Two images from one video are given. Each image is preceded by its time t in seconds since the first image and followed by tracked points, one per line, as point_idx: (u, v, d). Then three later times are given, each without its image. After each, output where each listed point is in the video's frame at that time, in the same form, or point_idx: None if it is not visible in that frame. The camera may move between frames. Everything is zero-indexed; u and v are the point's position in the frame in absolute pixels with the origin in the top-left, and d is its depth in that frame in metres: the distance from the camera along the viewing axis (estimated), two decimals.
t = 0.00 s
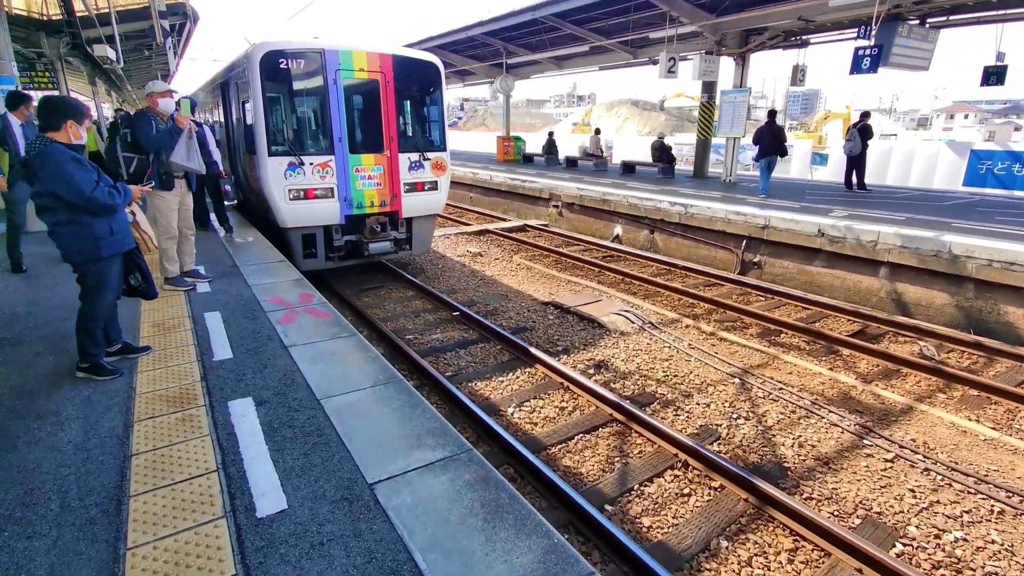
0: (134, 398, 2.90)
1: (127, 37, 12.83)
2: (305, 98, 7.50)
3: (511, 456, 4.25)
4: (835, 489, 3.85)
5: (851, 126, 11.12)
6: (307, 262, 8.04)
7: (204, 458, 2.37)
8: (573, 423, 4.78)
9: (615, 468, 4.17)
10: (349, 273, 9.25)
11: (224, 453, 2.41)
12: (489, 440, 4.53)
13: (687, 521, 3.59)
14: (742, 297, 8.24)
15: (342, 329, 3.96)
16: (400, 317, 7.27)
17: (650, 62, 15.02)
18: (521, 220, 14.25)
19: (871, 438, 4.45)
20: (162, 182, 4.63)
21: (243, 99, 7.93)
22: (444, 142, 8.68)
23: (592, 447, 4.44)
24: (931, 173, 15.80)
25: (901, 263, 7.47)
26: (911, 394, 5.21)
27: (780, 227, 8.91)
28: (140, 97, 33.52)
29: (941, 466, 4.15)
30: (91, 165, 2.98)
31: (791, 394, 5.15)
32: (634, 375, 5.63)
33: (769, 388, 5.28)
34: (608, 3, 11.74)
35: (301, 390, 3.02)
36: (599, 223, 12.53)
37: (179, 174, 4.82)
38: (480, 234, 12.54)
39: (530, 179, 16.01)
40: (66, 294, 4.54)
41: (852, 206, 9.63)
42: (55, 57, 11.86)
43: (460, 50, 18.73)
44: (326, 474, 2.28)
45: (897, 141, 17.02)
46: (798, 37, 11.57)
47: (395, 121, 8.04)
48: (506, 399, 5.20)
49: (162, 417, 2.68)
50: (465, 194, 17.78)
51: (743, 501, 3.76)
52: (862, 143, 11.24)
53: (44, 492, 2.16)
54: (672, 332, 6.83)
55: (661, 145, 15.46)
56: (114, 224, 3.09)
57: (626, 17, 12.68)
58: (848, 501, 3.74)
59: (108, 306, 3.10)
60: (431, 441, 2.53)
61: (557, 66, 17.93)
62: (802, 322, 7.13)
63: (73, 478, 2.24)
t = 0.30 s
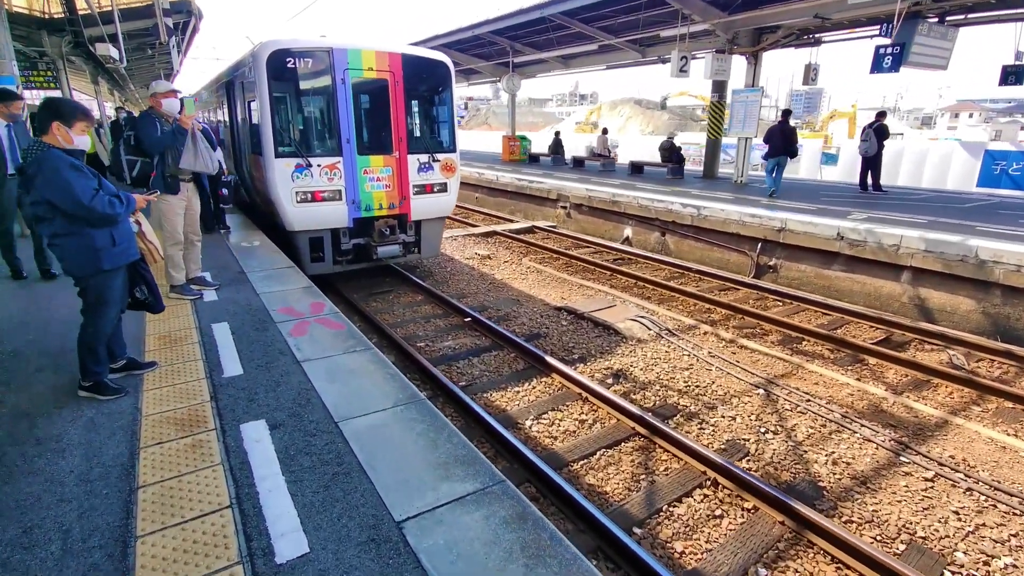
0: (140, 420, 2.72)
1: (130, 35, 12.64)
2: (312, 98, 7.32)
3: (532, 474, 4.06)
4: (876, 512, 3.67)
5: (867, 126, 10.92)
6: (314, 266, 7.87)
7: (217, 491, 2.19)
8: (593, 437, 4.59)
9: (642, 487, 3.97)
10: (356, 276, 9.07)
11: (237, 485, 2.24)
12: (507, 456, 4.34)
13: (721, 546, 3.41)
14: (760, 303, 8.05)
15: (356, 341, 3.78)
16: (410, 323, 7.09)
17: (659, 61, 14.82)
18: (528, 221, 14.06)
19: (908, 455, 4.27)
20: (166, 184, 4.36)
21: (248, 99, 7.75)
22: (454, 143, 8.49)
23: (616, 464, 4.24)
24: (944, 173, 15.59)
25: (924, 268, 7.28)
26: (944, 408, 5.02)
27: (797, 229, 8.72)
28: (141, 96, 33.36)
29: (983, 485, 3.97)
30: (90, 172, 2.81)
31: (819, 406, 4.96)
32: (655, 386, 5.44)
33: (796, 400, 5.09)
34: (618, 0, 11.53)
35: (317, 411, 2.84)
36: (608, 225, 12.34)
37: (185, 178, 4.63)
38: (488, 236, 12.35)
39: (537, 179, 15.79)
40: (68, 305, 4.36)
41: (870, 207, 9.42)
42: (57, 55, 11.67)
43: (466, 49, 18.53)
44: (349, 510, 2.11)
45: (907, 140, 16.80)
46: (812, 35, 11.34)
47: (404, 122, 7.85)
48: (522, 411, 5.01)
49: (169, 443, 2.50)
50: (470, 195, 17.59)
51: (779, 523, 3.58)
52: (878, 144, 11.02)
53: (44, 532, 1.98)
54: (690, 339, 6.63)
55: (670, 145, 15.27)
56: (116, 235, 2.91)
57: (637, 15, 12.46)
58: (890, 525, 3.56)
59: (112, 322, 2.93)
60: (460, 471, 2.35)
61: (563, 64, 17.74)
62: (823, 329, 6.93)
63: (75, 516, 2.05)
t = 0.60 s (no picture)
0: (151, 437, 2.55)
1: (133, 34, 12.47)
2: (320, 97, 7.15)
3: (557, 489, 3.89)
4: (920, 530, 3.52)
5: (882, 125, 10.75)
6: (322, 268, 7.71)
7: (236, 519, 2.02)
8: (618, 448, 4.42)
9: (672, 502, 3.81)
10: (364, 278, 8.90)
11: (259, 512, 2.07)
12: (529, 468, 4.17)
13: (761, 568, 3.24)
14: (777, 306, 7.87)
15: (374, 350, 3.61)
16: (421, 327, 6.92)
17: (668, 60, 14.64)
18: (536, 222, 13.89)
19: (947, 468, 4.12)
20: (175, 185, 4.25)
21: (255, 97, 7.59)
22: (464, 143, 8.33)
23: (643, 477, 4.08)
24: (955, 173, 15.42)
25: (947, 271, 7.11)
26: (979, 417, 4.86)
27: (814, 231, 8.54)
28: (144, 96, 33.26)
29: None
30: (95, 172, 2.65)
31: (850, 415, 4.80)
32: (677, 393, 5.27)
33: (825, 408, 4.92)
34: None
35: (339, 427, 2.67)
36: (617, 226, 12.17)
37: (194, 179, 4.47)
38: (495, 237, 12.18)
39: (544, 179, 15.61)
40: (73, 312, 4.20)
41: (886, 208, 9.25)
42: (59, 54, 11.51)
43: (471, 48, 18.38)
44: (382, 541, 1.94)
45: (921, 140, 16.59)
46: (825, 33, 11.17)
47: (414, 121, 7.69)
48: (542, 421, 4.84)
49: (184, 464, 2.33)
50: (476, 195, 17.42)
51: (820, 542, 3.42)
52: (893, 143, 10.85)
53: (52, 566, 1.81)
54: (709, 344, 6.46)
55: (679, 145, 15.11)
56: (124, 240, 2.74)
57: (646, 13, 12.29)
58: (937, 544, 3.41)
59: (119, 333, 2.76)
60: (499, 496, 2.19)
61: (570, 63, 17.58)
62: (845, 333, 6.76)
63: (84, 549, 1.88)
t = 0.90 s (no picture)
0: (159, 462, 2.40)
1: (134, 33, 12.32)
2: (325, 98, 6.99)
3: (579, 506, 3.74)
4: (958, 549, 3.40)
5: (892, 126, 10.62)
6: (328, 272, 7.56)
7: (253, 557, 1.88)
8: (638, 462, 4.26)
9: (698, 520, 3.66)
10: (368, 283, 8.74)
11: (277, 548, 1.93)
12: (547, 483, 4.02)
13: None
14: (791, 311, 7.73)
15: (389, 363, 3.46)
16: (429, 333, 6.77)
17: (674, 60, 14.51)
18: (540, 224, 13.74)
19: (980, 483, 3.99)
20: (181, 191, 4.13)
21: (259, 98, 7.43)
22: (471, 145, 8.18)
23: (665, 493, 3.93)
24: (963, 174, 15.29)
25: (966, 275, 6.98)
26: (1008, 428, 4.73)
27: (827, 234, 8.40)
28: (145, 96, 33.22)
29: None
30: (96, 181, 2.51)
31: (876, 427, 4.66)
32: (696, 403, 5.12)
33: (849, 418, 4.79)
34: None
35: (358, 450, 2.53)
36: (623, 228, 12.02)
37: (201, 183, 4.32)
38: (500, 239, 12.02)
39: (548, 180, 15.46)
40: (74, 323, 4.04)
41: (899, 210, 9.11)
42: (59, 54, 11.35)
43: (474, 48, 18.23)
44: None
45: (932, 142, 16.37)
46: (834, 32, 11.03)
47: (421, 122, 7.54)
48: (557, 432, 4.68)
49: (194, 492, 2.19)
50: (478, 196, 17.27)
51: (856, 564, 3.28)
52: (904, 144, 10.71)
53: None
54: (725, 351, 6.31)
55: (685, 146, 15.00)
56: (127, 253, 2.59)
57: (653, 13, 12.16)
58: (976, 565, 3.29)
59: (123, 350, 2.61)
60: (532, 527, 2.06)
61: (573, 63, 17.44)
62: (862, 339, 6.61)
63: None
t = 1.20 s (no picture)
0: (152, 490, 2.19)
1: (128, 30, 12.07)
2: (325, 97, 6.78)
3: (600, 525, 3.53)
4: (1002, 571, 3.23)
5: (901, 125, 10.47)
6: (328, 275, 7.34)
7: None
8: (658, 475, 4.06)
9: (726, 540, 3.46)
10: (369, 285, 8.51)
11: None
12: (564, 500, 3.82)
13: None
14: (803, 313, 7.54)
15: (400, 374, 3.25)
16: (433, 338, 6.56)
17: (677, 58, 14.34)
18: (542, 224, 13.55)
19: (1018, 497, 3.82)
20: (178, 192, 3.92)
21: (258, 95, 7.19)
22: (475, 144, 7.96)
23: (690, 509, 3.73)
24: (968, 173, 15.17)
25: (984, 277, 6.81)
26: None
27: (839, 235, 8.22)
28: (139, 96, 32.94)
29: None
30: (81, 182, 2.29)
31: (904, 437, 4.47)
32: (714, 411, 4.92)
33: (875, 427, 4.60)
34: None
35: (370, 475, 2.32)
36: (628, 228, 11.83)
37: (199, 183, 4.09)
38: (503, 240, 11.82)
39: (549, 180, 15.26)
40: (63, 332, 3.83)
41: (910, 210, 8.96)
42: (51, 51, 11.10)
43: (474, 46, 18.03)
44: None
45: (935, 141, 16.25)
46: (841, 29, 10.87)
47: (424, 121, 7.33)
48: (572, 444, 4.47)
49: (191, 527, 1.99)
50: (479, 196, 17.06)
51: None
52: (913, 143, 10.56)
53: None
54: (739, 356, 6.11)
55: (690, 148, 14.93)
56: (115, 260, 2.37)
57: (657, 10, 11.98)
58: None
59: (112, 366, 2.39)
60: (568, 566, 1.86)
61: (574, 62, 17.25)
62: (880, 343, 6.43)
63: None
